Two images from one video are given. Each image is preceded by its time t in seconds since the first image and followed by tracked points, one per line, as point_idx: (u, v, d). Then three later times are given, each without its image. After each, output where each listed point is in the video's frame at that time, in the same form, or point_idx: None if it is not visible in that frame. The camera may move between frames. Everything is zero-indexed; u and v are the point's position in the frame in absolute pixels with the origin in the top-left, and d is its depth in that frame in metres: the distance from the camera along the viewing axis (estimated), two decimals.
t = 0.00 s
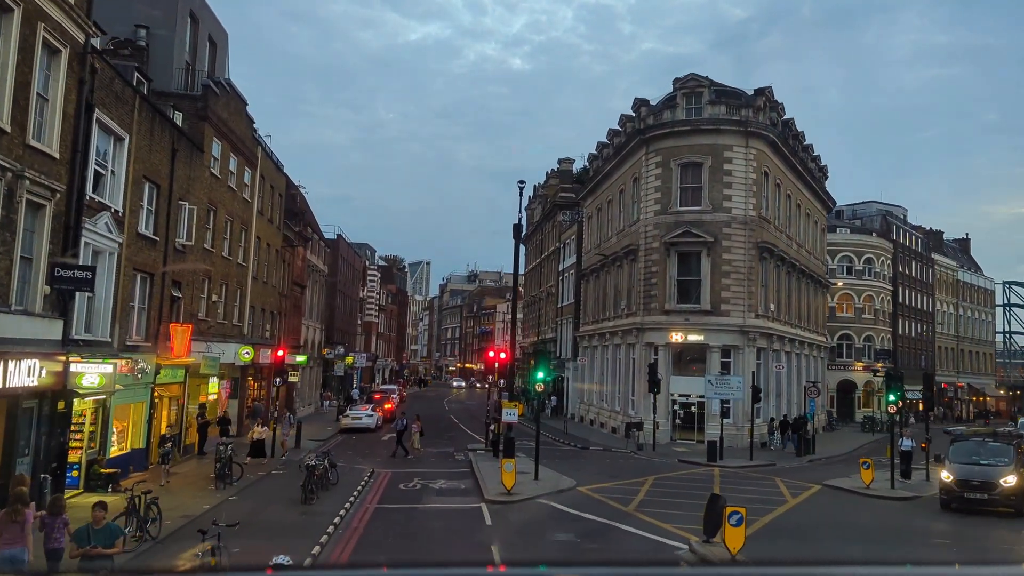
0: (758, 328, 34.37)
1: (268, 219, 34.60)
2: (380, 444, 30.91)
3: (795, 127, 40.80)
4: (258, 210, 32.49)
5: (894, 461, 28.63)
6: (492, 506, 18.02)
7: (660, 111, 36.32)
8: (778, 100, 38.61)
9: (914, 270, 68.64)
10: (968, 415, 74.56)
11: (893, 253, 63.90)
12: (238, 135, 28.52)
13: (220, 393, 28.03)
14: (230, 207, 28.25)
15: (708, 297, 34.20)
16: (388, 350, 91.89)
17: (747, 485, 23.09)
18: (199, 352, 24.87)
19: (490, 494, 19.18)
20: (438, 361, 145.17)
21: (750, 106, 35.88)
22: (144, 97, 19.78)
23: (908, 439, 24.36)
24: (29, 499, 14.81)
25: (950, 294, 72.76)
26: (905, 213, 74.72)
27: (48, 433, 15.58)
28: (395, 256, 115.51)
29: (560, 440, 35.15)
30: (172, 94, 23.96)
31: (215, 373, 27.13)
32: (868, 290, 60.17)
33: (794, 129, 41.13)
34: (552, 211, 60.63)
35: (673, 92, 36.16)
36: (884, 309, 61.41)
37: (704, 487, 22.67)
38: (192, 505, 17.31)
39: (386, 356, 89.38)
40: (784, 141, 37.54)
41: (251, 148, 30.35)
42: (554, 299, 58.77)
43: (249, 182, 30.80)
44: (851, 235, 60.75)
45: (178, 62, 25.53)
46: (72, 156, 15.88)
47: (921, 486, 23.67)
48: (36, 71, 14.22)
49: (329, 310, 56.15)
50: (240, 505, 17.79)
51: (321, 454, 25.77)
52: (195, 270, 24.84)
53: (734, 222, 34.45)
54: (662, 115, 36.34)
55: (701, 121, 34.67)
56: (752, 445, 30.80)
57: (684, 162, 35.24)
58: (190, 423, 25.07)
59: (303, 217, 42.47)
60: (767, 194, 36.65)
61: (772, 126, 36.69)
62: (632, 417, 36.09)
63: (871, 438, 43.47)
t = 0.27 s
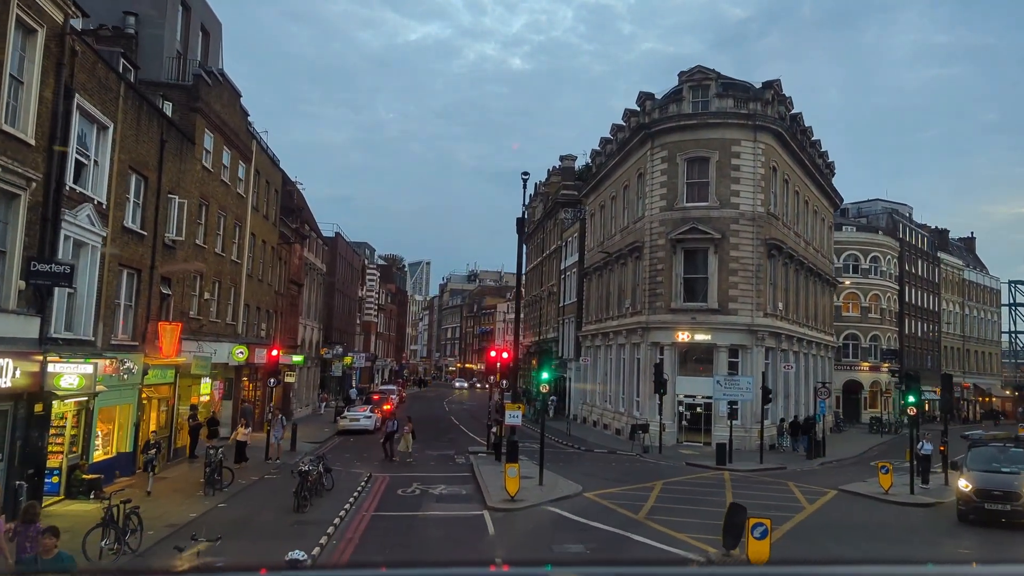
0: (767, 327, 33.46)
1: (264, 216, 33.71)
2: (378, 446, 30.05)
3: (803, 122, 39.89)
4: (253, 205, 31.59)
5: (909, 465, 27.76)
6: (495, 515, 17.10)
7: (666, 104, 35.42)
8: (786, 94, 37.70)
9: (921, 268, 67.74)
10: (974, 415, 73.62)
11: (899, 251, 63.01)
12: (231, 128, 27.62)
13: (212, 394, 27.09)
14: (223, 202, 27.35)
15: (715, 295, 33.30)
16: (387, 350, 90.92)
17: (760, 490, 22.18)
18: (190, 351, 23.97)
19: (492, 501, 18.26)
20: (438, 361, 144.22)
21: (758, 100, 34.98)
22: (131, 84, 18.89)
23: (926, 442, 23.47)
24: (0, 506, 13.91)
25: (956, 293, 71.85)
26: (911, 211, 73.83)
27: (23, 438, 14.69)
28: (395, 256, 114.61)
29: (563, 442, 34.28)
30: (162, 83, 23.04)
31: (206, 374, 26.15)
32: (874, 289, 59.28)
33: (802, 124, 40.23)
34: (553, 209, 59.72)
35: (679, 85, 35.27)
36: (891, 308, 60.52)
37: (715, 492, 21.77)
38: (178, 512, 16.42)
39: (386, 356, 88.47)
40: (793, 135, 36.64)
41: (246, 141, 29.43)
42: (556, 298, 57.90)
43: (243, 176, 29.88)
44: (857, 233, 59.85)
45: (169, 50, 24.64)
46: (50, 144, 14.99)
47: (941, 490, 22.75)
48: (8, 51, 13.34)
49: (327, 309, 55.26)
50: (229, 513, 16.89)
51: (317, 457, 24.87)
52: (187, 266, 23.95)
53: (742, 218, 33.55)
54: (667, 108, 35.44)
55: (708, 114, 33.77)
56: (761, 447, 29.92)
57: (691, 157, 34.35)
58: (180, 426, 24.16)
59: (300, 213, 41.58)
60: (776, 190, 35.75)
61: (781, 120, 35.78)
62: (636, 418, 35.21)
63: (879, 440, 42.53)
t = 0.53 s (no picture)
0: (776, 326, 32.61)
1: (260, 211, 32.89)
2: (377, 449, 29.22)
3: (811, 116, 39.03)
4: (248, 200, 30.75)
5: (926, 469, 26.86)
6: (497, 522, 16.27)
7: (671, 97, 34.60)
8: (795, 87, 36.86)
9: (927, 267, 66.93)
10: (980, 415, 72.84)
11: (905, 249, 62.19)
12: (225, 120, 26.79)
13: (205, 394, 26.25)
14: (217, 196, 26.51)
15: (722, 292, 32.47)
16: (386, 349, 90.12)
17: (773, 494, 21.36)
18: (181, 350, 23.16)
19: (494, 506, 17.42)
20: (438, 360, 143.40)
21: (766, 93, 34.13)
22: (117, 70, 18.06)
23: (947, 448, 22.55)
24: None
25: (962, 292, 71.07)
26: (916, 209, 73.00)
27: None
28: (394, 254, 113.73)
29: (567, 442, 33.46)
30: (150, 73, 22.21)
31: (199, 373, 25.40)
32: (880, 287, 58.46)
33: (810, 118, 39.38)
34: (555, 206, 58.88)
35: (685, 78, 34.43)
36: (897, 307, 59.69)
37: (728, 496, 20.91)
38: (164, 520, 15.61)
39: (385, 356, 87.59)
40: (801, 129, 35.80)
41: (240, 134, 28.58)
42: (557, 296, 57.10)
43: (238, 170, 29.03)
44: (864, 230, 59.02)
45: (160, 38, 23.80)
46: (25, 132, 14.16)
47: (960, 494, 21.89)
48: None
49: (325, 308, 54.47)
50: (218, 520, 16.08)
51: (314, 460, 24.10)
52: (178, 262, 23.10)
53: (750, 214, 32.72)
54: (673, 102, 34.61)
55: (715, 107, 32.92)
56: (771, 449, 29.10)
57: (697, 151, 33.50)
58: (171, 427, 23.31)
59: (298, 210, 40.77)
60: (784, 185, 34.92)
61: (789, 114, 34.94)
62: (641, 419, 34.41)
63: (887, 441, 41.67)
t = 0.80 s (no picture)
0: (786, 325, 31.68)
1: (255, 207, 31.96)
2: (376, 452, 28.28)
3: (821, 110, 38.09)
4: (243, 196, 29.82)
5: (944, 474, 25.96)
6: (501, 531, 15.34)
7: (678, 91, 33.67)
8: (804, 81, 35.93)
9: (933, 266, 66.03)
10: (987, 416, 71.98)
11: (912, 248, 61.28)
12: (217, 112, 25.85)
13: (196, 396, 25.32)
14: (209, 191, 25.58)
15: (731, 291, 31.54)
16: (386, 350, 89.23)
17: (788, 501, 20.45)
18: (170, 350, 22.23)
19: (498, 515, 16.45)
20: (438, 361, 142.51)
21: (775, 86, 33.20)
22: (100, 55, 17.13)
23: (969, 450, 21.77)
24: None
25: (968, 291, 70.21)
26: (922, 207, 72.10)
27: None
28: (394, 254, 112.84)
29: (571, 446, 32.55)
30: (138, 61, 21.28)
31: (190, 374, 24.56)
32: (887, 286, 57.51)
33: (819, 113, 38.47)
34: (557, 204, 57.91)
35: (692, 70, 33.49)
36: (904, 306, 58.78)
37: (742, 503, 20.00)
38: (147, 530, 14.68)
39: (385, 356, 86.64)
40: (811, 124, 34.88)
41: (233, 126, 27.63)
42: (559, 296, 56.19)
43: (231, 164, 28.09)
44: (871, 229, 58.12)
45: (148, 26, 22.85)
46: None
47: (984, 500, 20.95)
48: None
49: (324, 307, 53.54)
50: (205, 530, 15.15)
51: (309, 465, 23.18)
52: (167, 259, 22.17)
53: (759, 210, 31.79)
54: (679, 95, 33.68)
55: (723, 100, 31.99)
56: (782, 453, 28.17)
57: (704, 146, 32.57)
58: (161, 431, 22.34)
59: (295, 207, 39.84)
60: (793, 181, 34.00)
61: (799, 108, 34.01)
62: (647, 421, 33.48)
63: (896, 443, 40.70)
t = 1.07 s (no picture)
0: (796, 324, 30.83)
1: (250, 202, 31.12)
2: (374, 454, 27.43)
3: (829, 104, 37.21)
4: (237, 191, 28.98)
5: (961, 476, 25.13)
6: (505, 539, 14.52)
7: (684, 84, 32.83)
8: (813, 73, 35.09)
9: (940, 264, 65.20)
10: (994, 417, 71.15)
11: (919, 246, 60.44)
12: (210, 103, 25.01)
13: (188, 397, 24.47)
14: (201, 185, 24.75)
15: (739, 288, 30.69)
16: (385, 350, 88.34)
17: (803, 505, 19.63)
18: (160, 348, 21.38)
19: (501, 523, 15.61)
20: (439, 361, 141.67)
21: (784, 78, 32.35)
22: (84, 39, 16.30)
23: (990, 454, 20.98)
24: None
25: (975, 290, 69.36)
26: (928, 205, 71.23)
27: None
28: (394, 253, 111.99)
29: (575, 447, 31.71)
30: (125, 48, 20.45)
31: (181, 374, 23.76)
32: (894, 285, 56.67)
33: (828, 107, 37.62)
34: (559, 201, 57.06)
35: (698, 62, 32.66)
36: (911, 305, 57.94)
37: (755, 507, 19.19)
38: (130, 539, 13.85)
39: (384, 356, 85.73)
40: (820, 117, 34.03)
41: (227, 118, 26.80)
42: (562, 294, 55.37)
43: (225, 158, 27.26)
44: (878, 227, 57.27)
45: (138, 12, 22.02)
46: None
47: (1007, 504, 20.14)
48: None
49: (322, 306, 52.68)
50: (192, 538, 14.33)
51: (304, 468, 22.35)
52: (156, 254, 21.31)
53: (768, 205, 30.95)
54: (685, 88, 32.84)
55: (730, 93, 31.15)
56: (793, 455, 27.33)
57: (711, 140, 31.72)
58: (150, 433, 21.46)
59: (292, 203, 39.00)
60: (802, 176, 33.16)
61: (808, 101, 33.16)
62: (653, 422, 32.64)
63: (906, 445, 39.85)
